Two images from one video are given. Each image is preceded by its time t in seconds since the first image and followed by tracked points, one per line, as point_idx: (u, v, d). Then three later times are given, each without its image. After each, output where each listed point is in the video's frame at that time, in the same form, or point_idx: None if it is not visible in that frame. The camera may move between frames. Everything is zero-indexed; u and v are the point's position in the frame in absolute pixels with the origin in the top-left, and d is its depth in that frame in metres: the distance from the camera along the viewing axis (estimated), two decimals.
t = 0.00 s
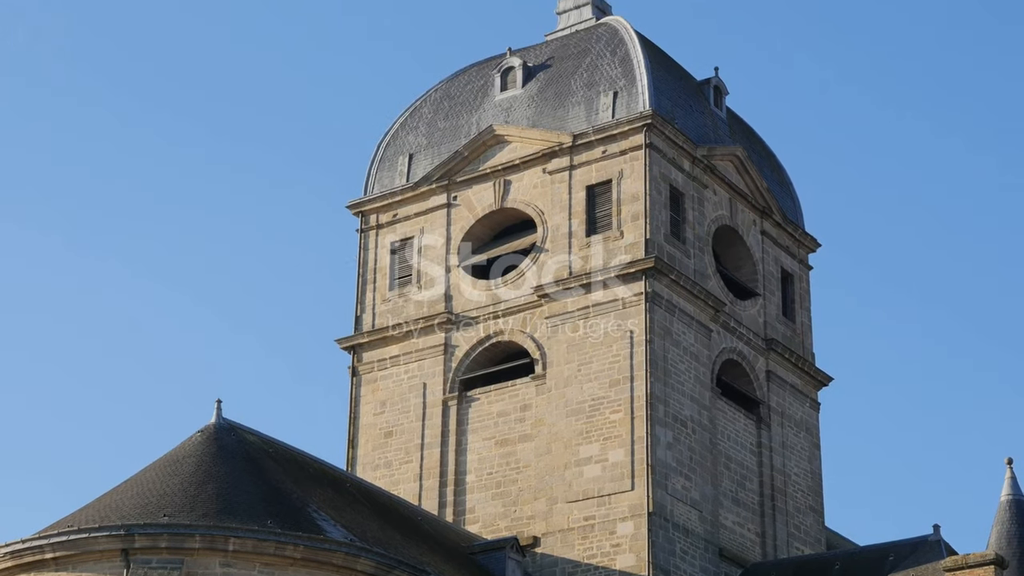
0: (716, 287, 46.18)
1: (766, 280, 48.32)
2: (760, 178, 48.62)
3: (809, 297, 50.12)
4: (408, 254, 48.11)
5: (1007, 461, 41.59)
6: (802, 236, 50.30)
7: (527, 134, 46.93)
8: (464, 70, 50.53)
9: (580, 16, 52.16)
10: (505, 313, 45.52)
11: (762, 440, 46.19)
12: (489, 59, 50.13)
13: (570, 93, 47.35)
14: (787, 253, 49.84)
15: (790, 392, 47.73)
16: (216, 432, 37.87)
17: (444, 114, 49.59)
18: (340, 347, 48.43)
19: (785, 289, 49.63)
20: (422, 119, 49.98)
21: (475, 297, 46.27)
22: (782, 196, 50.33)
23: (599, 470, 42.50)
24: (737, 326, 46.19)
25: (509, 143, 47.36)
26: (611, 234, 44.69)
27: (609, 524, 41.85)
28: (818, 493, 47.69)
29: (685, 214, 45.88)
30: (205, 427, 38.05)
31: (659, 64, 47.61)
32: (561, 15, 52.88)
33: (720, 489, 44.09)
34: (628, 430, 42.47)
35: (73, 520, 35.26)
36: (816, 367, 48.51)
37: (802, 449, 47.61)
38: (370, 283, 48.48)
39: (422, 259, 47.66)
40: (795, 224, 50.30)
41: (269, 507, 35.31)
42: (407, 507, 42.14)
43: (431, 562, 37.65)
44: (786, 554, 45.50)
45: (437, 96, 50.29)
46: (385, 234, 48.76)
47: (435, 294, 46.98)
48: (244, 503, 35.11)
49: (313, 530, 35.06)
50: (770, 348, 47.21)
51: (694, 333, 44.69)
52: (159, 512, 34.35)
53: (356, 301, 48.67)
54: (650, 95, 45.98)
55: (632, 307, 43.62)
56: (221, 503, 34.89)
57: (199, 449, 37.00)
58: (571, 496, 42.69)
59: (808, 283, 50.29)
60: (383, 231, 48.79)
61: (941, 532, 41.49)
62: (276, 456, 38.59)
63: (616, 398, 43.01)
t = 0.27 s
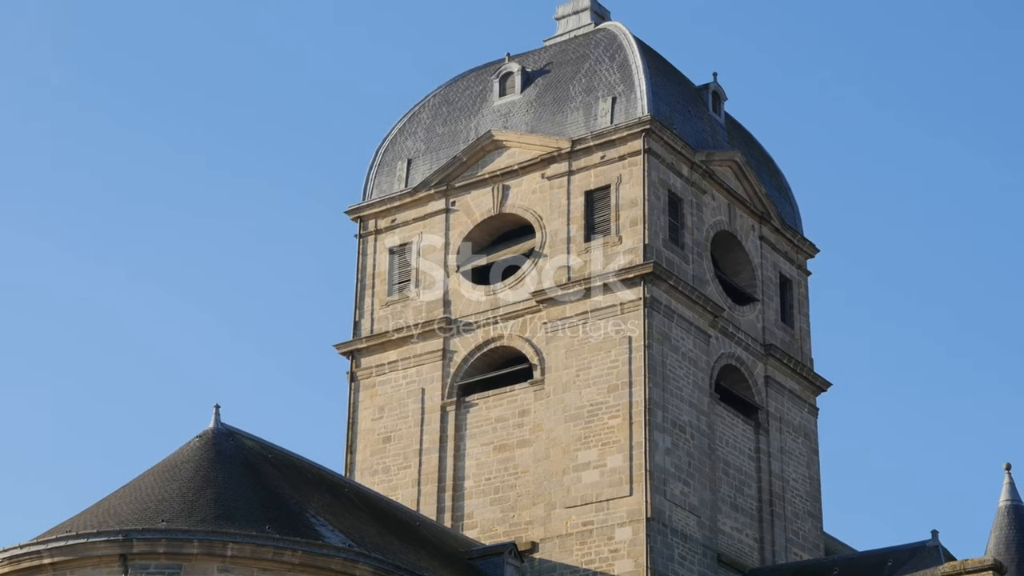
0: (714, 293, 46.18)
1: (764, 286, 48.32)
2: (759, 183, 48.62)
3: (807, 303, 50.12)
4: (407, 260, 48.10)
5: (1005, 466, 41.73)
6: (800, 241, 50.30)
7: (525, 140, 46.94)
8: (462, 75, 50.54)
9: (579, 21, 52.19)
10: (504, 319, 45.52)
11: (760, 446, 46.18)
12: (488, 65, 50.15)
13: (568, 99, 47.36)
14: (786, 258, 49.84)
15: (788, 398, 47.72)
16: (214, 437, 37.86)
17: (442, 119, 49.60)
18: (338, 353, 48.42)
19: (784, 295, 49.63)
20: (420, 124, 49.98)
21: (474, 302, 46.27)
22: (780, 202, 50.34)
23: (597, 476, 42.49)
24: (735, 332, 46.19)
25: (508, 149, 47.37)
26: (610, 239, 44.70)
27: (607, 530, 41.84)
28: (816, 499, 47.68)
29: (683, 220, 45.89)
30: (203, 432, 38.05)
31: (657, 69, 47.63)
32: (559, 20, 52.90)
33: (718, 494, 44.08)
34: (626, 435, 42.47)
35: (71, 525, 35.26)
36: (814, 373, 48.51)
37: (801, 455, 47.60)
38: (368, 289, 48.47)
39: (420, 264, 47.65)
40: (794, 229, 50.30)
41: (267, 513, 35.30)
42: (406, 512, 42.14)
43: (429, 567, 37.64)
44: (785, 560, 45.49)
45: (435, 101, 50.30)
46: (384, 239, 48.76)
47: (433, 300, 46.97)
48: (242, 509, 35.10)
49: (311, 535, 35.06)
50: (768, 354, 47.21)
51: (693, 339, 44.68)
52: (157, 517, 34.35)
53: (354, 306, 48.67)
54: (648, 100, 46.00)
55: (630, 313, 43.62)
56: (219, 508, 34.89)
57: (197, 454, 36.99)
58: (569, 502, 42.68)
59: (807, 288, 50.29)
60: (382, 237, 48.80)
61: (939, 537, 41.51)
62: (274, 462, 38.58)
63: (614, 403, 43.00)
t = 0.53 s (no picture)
0: (711, 298, 46.20)
1: (762, 290, 48.33)
2: (756, 189, 48.64)
3: (805, 307, 50.15)
4: (404, 265, 48.09)
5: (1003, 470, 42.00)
6: (798, 246, 50.32)
7: (523, 145, 46.95)
8: (460, 80, 50.55)
9: (576, 27, 52.20)
10: (502, 324, 45.52)
11: (758, 451, 46.19)
12: (485, 70, 50.17)
13: (566, 104, 47.37)
14: (783, 263, 49.85)
15: (785, 403, 47.73)
16: (212, 442, 37.86)
17: (440, 124, 49.61)
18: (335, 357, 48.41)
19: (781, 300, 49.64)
20: (418, 129, 49.99)
21: (472, 306, 46.28)
22: (778, 207, 50.35)
23: (595, 481, 42.50)
24: (732, 337, 46.20)
25: (506, 154, 47.38)
26: (607, 244, 44.71)
27: (604, 535, 41.85)
28: (813, 504, 47.69)
29: (681, 225, 45.90)
30: (201, 437, 38.04)
31: (655, 75, 47.64)
32: (557, 25, 52.91)
33: (716, 499, 44.08)
34: (624, 440, 42.48)
35: (68, 530, 35.27)
36: (812, 378, 48.53)
37: (798, 460, 47.61)
38: (366, 294, 48.47)
39: (418, 269, 47.64)
40: (791, 234, 50.32)
41: (265, 518, 35.29)
42: (403, 517, 42.15)
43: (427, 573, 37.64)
44: (782, 565, 45.50)
45: (433, 106, 50.31)
46: (381, 244, 48.77)
47: (431, 304, 46.96)
48: (240, 514, 35.09)
49: (309, 540, 35.04)
50: (766, 359, 47.22)
51: (690, 344, 44.69)
52: (155, 522, 34.36)
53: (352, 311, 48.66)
54: (646, 106, 46.03)
55: (628, 317, 43.63)
56: (217, 513, 34.88)
57: (194, 459, 36.99)
58: (566, 507, 42.68)
59: (804, 293, 50.30)
60: (379, 242, 48.79)
61: (936, 543, 41.52)
62: (271, 467, 38.57)
63: (611, 408, 43.00)
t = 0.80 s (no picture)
0: (709, 303, 46.19)
1: (759, 296, 48.33)
2: (754, 194, 48.65)
3: (802, 313, 50.15)
4: (402, 270, 48.08)
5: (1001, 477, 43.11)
6: (795, 251, 50.33)
7: (521, 150, 46.95)
8: (457, 85, 50.56)
9: (574, 32, 52.23)
10: (499, 329, 45.51)
11: (755, 456, 46.18)
12: (483, 75, 50.17)
13: (564, 109, 47.37)
14: (780, 268, 49.86)
15: (783, 408, 47.73)
16: (209, 447, 37.85)
17: (437, 129, 49.61)
18: (333, 362, 48.41)
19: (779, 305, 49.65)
20: (416, 134, 49.99)
21: (470, 311, 46.29)
22: (775, 212, 50.37)
23: (592, 486, 42.48)
24: (730, 342, 46.19)
25: (503, 159, 47.38)
26: (605, 250, 44.70)
27: (602, 540, 41.84)
28: (811, 509, 47.68)
29: (678, 230, 45.90)
30: (198, 442, 38.03)
31: (653, 80, 47.65)
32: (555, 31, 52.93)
33: (713, 505, 44.07)
34: (621, 445, 42.47)
35: (66, 535, 35.28)
36: (809, 383, 48.53)
37: (795, 465, 47.60)
38: (363, 299, 48.46)
39: (415, 274, 47.63)
40: (789, 240, 50.32)
41: (262, 523, 35.25)
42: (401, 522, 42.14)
43: None
44: (780, 570, 45.48)
45: (430, 111, 50.31)
46: (379, 249, 48.76)
47: (428, 309, 46.95)
48: (237, 519, 35.06)
49: (306, 545, 34.99)
50: (763, 364, 47.22)
51: (688, 349, 44.69)
52: (152, 527, 34.35)
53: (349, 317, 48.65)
54: (643, 111, 46.04)
55: (626, 322, 43.63)
56: (214, 519, 34.85)
57: (192, 464, 36.97)
58: (564, 512, 42.66)
59: (801, 298, 50.31)
60: (377, 247, 48.79)
61: (934, 548, 41.51)
62: (269, 472, 38.55)
63: (609, 413, 42.99)
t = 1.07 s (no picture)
0: (706, 308, 46.19)
1: (756, 301, 48.33)
2: (751, 200, 48.67)
3: (799, 319, 50.16)
4: (399, 275, 48.08)
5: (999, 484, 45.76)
6: (792, 257, 50.34)
7: (518, 155, 46.96)
8: (454, 91, 50.58)
9: (571, 37, 52.25)
10: (497, 334, 45.51)
11: (752, 462, 46.17)
12: (480, 81, 50.19)
13: (561, 115, 47.39)
14: (777, 274, 49.86)
15: (779, 413, 47.73)
16: (206, 452, 37.83)
17: (434, 135, 49.62)
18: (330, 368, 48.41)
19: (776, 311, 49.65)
20: (413, 140, 50.01)
21: (467, 317, 46.28)
22: (772, 218, 50.38)
23: (589, 492, 42.47)
24: (727, 348, 46.19)
25: (500, 164, 47.39)
26: (601, 256, 44.70)
27: (598, 546, 41.82)
28: (807, 514, 47.68)
29: (675, 235, 45.91)
30: (195, 448, 38.01)
31: (650, 85, 47.67)
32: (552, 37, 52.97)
33: (710, 510, 44.07)
34: (618, 451, 42.46)
35: (63, 540, 35.26)
36: (806, 389, 48.53)
37: (792, 470, 47.60)
38: (360, 304, 48.46)
39: (413, 279, 47.63)
40: (786, 245, 50.33)
41: (259, 528, 35.22)
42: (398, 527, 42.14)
43: None
44: None
45: (427, 116, 50.33)
46: (376, 254, 48.77)
47: (426, 315, 46.93)
48: (234, 525, 35.02)
49: (303, 551, 34.95)
50: (760, 369, 47.22)
51: (685, 354, 44.69)
52: (148, 532, 34.33)
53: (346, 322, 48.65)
54: (640, 116, 46.06)
55: (622, 327, 43.62)
56: (210, 524, 34.81)
57: (189, 469, 36.95)
58: (561, 517, 42.64)
59: (798, 304, 50.32)
60: (374, 252, 48.79)
61: (930, 554, 41.54)
62: (266, 477, 38.54)
63: (606, 419, 42.97)
